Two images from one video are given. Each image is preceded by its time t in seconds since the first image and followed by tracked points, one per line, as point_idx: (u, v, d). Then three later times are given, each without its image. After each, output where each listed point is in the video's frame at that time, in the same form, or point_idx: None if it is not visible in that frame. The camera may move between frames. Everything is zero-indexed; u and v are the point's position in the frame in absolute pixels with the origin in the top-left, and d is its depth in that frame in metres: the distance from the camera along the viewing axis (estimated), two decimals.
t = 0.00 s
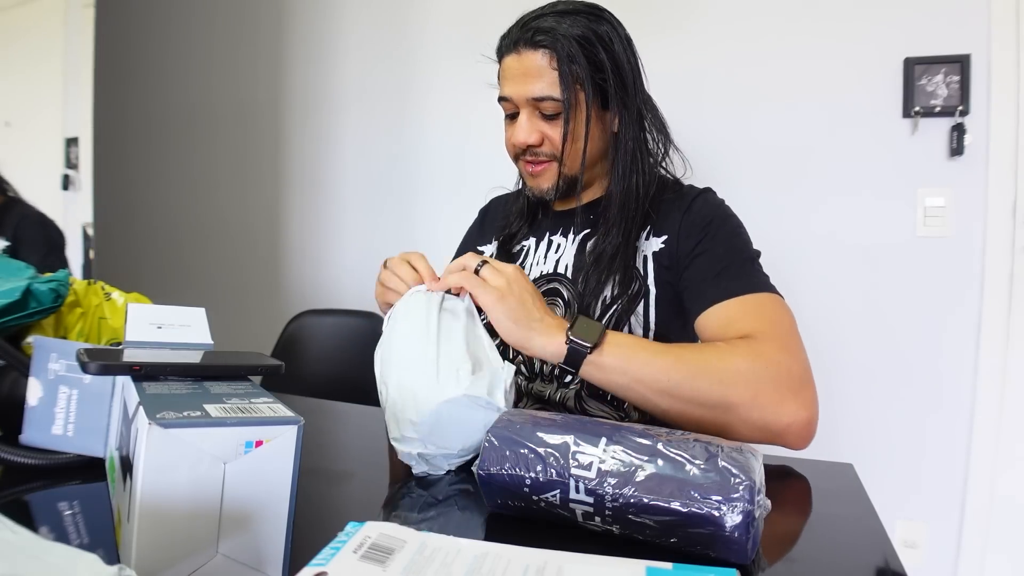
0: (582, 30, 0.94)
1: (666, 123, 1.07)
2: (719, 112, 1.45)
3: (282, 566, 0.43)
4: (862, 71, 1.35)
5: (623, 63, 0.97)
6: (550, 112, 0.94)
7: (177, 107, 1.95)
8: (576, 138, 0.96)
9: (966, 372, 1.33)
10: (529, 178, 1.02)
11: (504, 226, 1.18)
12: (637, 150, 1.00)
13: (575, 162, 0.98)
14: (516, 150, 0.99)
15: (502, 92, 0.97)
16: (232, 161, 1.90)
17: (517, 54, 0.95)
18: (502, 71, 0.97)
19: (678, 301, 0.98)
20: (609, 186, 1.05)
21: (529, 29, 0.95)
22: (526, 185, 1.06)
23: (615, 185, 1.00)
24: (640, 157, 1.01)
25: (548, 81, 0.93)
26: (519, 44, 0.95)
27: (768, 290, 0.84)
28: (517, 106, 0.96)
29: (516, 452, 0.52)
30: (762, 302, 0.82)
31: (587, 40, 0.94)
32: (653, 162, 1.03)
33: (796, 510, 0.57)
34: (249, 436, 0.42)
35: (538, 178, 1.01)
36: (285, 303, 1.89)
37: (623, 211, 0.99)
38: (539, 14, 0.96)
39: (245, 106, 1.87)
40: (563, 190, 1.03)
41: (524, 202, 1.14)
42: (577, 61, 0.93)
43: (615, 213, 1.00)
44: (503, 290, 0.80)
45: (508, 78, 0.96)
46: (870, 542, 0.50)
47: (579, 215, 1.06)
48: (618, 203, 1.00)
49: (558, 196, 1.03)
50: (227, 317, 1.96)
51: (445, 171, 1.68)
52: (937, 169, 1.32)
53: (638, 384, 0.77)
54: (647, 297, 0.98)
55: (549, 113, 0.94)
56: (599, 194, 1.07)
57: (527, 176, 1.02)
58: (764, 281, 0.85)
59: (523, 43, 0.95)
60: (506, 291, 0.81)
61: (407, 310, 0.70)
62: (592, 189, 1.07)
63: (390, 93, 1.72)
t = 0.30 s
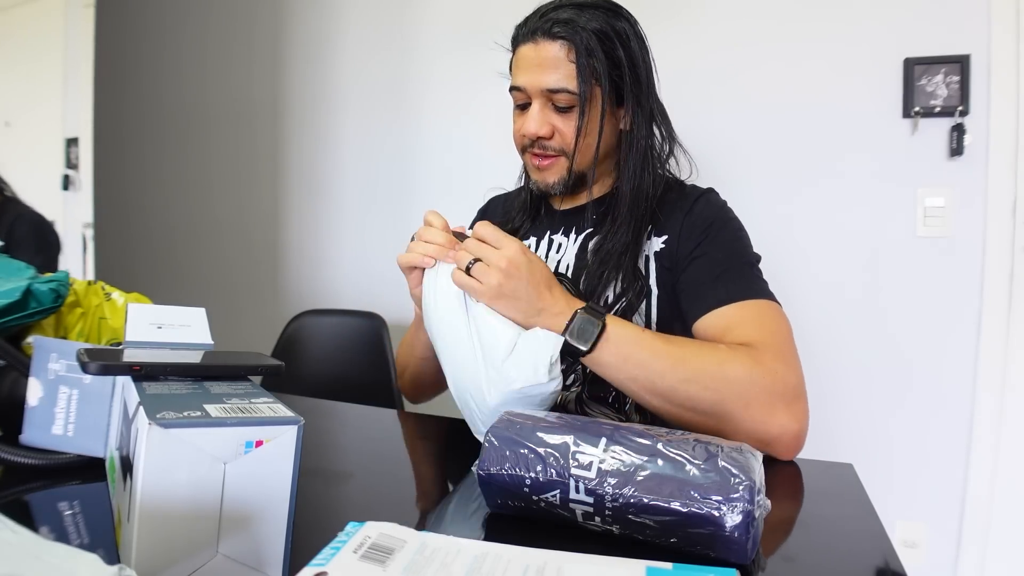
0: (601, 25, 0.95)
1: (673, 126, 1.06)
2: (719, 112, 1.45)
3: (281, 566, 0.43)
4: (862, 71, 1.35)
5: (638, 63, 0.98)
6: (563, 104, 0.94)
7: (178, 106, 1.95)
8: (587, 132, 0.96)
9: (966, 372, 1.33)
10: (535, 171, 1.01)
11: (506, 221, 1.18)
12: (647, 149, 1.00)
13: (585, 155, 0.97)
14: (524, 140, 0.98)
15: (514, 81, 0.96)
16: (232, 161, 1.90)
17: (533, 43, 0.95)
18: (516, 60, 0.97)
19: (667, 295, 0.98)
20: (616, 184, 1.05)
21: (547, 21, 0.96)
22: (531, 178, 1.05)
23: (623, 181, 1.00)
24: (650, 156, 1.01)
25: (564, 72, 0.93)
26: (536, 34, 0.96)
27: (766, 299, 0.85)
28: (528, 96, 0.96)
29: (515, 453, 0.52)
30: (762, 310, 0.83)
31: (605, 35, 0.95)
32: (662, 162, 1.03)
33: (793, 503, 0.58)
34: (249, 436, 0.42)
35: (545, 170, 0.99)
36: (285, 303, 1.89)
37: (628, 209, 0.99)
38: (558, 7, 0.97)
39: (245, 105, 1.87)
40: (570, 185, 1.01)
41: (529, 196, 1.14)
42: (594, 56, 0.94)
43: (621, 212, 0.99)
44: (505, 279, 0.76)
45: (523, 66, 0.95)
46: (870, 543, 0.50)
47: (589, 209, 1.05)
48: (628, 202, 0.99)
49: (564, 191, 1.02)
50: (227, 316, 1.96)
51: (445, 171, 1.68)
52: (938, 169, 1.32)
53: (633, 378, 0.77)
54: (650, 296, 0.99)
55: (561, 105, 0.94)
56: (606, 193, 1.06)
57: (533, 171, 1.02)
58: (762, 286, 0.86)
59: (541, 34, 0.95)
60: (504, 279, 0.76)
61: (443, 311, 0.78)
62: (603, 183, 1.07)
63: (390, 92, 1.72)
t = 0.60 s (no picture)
0: (603, 19, 0.95)
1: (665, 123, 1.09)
2: (719, 112, 1.45)
3: (281, 566, 0.43)
4: (862, 71, 1.35)
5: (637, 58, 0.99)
6: (567, 96, 0.93)
7: (178, 106, 1.95)
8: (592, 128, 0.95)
9: (966, 372, 1.33)
10: (534, 166, 0.98)
11: (495, 227, 1.17)
12: (646, 146, 1.02)
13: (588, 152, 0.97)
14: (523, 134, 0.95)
15: (514, 73, 0.94)
16: (232, 160, 1.90)
17: (534, 36, 0.94)
18: (516, 52, 0.95)
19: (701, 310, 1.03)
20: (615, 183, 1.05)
21: (550, 14, 0.95)
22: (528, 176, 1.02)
23: (625, 181, 1.01)
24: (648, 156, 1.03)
25: (568, 64, 0.92)
26: (539, 26, 0.94)
27: (796, 300, 0.91)
28: (530, 88, 0.94)
29: (517, 452, 0.52)
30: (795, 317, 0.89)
31: (608, 29, 0.95)
32: (658, 163, 1.05)
33: (824, 508, 0.57)
34: (249, 436, 0.42)
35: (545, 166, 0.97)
36: (285, 302, 1.89)
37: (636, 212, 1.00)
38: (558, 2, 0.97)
39: (246, 105, 1.87)
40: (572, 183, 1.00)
41: (520, 205, 1.14)
42: (597, 50, 0.94)
43: (622, 214, 1.01)
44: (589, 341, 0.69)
45: (525, 57, 0.94)
46: (871, 542, 0.50)
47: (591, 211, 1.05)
48: (629, 200, 1.00)
49: (565, 190, 1.00)
50: (226, 316, 1.96)
51: (445, 171, 1.68)
52: (938, 169, 1.32)
53: (715, 397, 0.80)
54: (656, 302, 1.00)
55: (565, 97, 0.93)
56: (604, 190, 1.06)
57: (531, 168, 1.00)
58: (790, 292, 0.91)
59: (545, 26, 0.94)
60: (590, 338, 0.70)
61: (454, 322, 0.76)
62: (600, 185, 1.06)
63: (390, 92, 1.72)
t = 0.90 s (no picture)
0: (621, 25, 0.95)
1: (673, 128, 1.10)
2: (718, 112, 1.45)
3: (281, 566, 0.43)
4: (862, 71, 1.35)
5: (654, 63, 0.99)
6: (587, 103, 0.93)
7: (179, 106, 1.95)
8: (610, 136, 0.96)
9: (966, 372, 1.33)
10: (548, 170, 0.98)
11: (498, 228, 1.17)
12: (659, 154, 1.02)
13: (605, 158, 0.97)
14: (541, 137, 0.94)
15: (532, 76, 0.93)
16: (233, 160, 1.91)
17: (553, 38, 0.93)
18: (533, 53, 0.93)
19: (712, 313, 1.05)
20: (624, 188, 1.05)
21: (570, 16, 0.94)
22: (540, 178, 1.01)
23: (641, 191, 1.02)
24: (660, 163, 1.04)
25: (589, 69, 0.91)
26: (559, 29, 0.93)
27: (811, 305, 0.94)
28: (548, 92, 0.93)
29: (516, 452, 0.52)
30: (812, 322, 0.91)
31: (626, 35, 0.95)
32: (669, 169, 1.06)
33: (835, 501, 0.59)
34: (249, 436, 0.42)
35: (561, 170, 0.97)
36: (285, 302, 1.89)
37: (650, 217, 1.01)
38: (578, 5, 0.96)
39: (248, 106, 1.87)
40: (585, 188, 1.00)
41: (525, 208, 1.14)
42: (615, 55, 0.94)
43: (634, 223, 1.02)
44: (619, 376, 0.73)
45: (546, 58, 0.92)
46: (872, 542, 0.50)
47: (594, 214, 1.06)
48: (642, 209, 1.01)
49: (579, 195, 1.00)
50: (226, 316, 1.96)
51: (445, 172, 1.68)
52: (937, 169, 1.32)
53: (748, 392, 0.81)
54: (664, 312, 1.01)
55: (585, 102, 0.92)
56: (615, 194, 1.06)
57: (548, 171, 0.98)
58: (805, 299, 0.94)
59: (566, 29, 0.93)
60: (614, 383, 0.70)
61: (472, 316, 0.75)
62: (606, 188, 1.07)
63: (390, 92, 1.72)
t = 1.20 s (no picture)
0: (633, 28, 0.95)
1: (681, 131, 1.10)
2: (719, 112, 1.45)
3: (282, 566, 0.43)
4: (862, 71, 1.35)
5: (664, 65, 0.99)
6: (598, 107, 0.92)
7: (180, 106, 1.95)
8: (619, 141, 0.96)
9: (966, 372, 1.33)
10: (555, 171, 0.98)
11: (503, 227, 1.16)
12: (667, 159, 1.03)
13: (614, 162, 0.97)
14: (549, 139, 0.94)
15: (543, 78, 0.92)
16: (233, 160, 1.90)
17: (565, 41, 0.92)
18: (544, 55, 0.93)
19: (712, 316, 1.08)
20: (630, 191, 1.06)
21: (582, 19, 0.93)
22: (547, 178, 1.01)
23: (652, 199, 1.01)
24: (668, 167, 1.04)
25: (601, 73, 0.91)
26: (571, 31, 0.93)
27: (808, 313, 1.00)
28: (559, 95, 0.92)
29: (516, 452, 0.52)
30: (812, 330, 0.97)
31: (637, 38, 0.95)
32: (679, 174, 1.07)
33: (837, 501, 0.59)
34: (248, 436, 0.42)
35: (568, 172, 0.97)
36: (286, 303, 1.89)
37: (661, 222, 1.01)
38: (591, 8, 0.95)
39: (249, 106, 1.87)
40: (592, 190, 1.00)
41: (531, 208, 1.13)
42: (626, 59, 0.94)
43: (644, 229, 1.02)
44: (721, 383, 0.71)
45: (558, 60, 0.91)
46: (873, 542, 0.50)
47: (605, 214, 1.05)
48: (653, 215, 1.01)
49: (586, 197, 1.00)
50: (227, 316, 1.96)
51: (445, 172, 1.68)
52: (937, 169, 1.32)
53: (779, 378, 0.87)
54: (670, 312, 1.02)
55: (595, 107, 0.92)
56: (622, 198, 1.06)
57: (557, 171, 0.98)
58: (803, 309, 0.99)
59: (578, 31, 0.92)
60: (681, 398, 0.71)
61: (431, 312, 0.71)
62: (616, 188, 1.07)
63: (390, 92, 1.72)
